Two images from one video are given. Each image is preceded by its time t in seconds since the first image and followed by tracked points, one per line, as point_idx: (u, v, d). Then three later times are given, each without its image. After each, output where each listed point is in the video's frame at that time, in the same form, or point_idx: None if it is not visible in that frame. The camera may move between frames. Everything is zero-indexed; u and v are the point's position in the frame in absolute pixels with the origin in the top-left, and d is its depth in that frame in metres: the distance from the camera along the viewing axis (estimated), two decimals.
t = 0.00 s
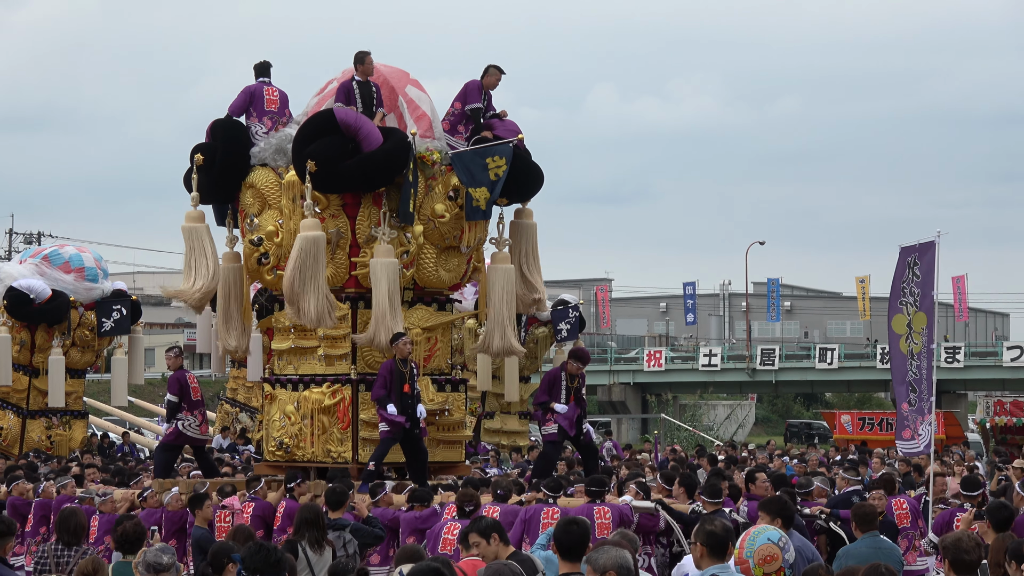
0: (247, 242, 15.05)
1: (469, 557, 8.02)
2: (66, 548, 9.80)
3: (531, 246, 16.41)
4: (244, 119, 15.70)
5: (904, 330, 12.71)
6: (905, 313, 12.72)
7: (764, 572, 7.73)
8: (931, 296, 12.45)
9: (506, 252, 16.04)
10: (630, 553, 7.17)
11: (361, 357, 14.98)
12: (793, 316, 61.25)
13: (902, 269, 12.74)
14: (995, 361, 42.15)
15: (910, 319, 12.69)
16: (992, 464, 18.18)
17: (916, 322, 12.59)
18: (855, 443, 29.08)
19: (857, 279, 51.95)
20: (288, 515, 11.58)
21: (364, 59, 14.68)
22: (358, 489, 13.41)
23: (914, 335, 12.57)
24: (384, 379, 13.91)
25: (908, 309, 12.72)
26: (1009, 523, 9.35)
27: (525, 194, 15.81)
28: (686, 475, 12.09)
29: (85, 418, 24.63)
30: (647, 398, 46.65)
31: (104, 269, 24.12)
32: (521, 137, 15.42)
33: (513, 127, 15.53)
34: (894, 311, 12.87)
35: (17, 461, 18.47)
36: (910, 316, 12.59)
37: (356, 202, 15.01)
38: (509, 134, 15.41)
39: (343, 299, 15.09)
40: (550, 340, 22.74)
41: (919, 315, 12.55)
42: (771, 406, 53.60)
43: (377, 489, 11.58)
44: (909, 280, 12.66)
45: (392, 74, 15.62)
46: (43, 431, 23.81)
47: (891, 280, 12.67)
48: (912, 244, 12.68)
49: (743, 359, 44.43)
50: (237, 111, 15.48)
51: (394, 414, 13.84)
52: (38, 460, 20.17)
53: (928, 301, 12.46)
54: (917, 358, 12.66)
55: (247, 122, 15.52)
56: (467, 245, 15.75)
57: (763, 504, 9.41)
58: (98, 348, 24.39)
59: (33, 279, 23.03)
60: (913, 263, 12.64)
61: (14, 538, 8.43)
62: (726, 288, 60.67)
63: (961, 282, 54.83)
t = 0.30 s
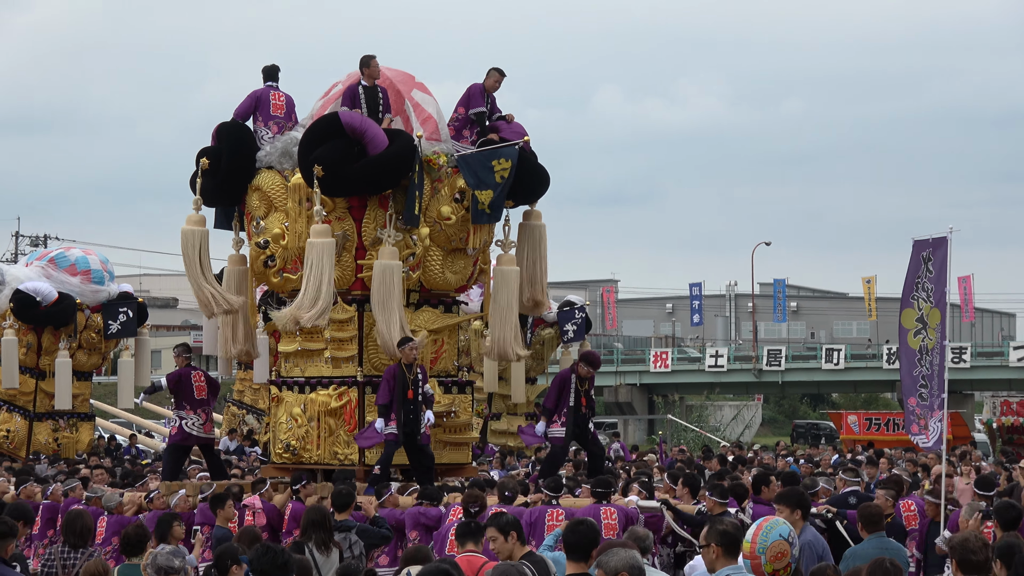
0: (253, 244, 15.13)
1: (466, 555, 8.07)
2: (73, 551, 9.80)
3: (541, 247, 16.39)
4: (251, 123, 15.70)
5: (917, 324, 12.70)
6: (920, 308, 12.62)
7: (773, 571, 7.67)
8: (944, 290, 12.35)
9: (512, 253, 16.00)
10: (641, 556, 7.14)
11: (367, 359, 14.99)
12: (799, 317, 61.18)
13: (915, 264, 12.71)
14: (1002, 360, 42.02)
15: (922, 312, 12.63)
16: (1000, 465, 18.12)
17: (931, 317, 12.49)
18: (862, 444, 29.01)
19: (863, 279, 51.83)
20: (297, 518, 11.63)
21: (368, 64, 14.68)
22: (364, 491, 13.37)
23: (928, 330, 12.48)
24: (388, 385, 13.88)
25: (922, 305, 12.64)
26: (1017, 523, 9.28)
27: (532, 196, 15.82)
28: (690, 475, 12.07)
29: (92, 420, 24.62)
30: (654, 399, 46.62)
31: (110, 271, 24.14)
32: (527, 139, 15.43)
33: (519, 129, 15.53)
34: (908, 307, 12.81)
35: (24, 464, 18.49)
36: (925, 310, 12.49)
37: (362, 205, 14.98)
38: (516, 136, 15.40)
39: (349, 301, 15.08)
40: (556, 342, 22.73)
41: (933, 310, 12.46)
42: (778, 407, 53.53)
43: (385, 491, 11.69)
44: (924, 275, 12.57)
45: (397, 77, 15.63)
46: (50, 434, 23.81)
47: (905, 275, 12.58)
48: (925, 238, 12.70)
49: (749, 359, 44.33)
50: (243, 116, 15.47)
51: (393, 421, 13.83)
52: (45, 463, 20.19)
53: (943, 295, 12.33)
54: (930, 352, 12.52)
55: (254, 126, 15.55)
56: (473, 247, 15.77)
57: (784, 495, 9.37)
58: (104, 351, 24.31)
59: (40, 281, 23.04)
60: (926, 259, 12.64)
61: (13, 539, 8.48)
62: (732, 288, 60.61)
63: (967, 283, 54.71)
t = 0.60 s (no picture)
0: (275, 247, 15.09)
1: (487, 556, 8.04)
2: (93, 551, 9.76)
3: (562, 250, 16.30)
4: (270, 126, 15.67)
5: (935, 325, 13.05)
6: (939, 309, 12.95)
7: (811, 562, 7.69)
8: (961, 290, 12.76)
9: (535, 256, 15.93)
10: (668, 558, 7.06)
11: (389, 363, 14.87)
12: (820, 318, 60.93)
13: (933, 265, 13.01)
14: None
15: (942, 314, 13.01)
16: None
17: (949, 318, 12.88)
18: (884, 445, 28.85)
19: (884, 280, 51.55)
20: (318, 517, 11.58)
21: (388, 68, 14.60)
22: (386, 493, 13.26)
23: (948, 330, 12.84)
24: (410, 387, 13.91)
25: (941, 306, 12.98)
26: None
27: (553, 199, 15.72)
28: (711, 476, 11.91)
29: (113, 420, 24.66)
30: (674, 400, 46.51)
31: (132, 272, 24.19)
32: (548, 142, 15.30)
33: (540, 133, 15.46)
34: (929, 309, 13.12)
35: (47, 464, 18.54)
36: (944, 312, 12.87)
37: (383, 207, 14.96)
38: (537, 139, 15.33)
39: (371, 304, 15.02)
40: (577, 343, 22.68)
41: (953, 311, 12.84)
42: (798, 408, 53.34)
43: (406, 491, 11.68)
44: (941, 276, 12.92)
45: (418, 81, 15.60)
46: (71, 434, 23.86)
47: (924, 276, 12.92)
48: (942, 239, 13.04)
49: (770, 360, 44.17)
50: (264, 119, 15.44)
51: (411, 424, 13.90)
52: (67, 463, 20.25)
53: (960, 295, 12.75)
54: (950, 354, 12.88)
55: (274, 130, 15.49)
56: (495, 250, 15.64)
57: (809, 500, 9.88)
58: (125, 352, 24.35)
59: (62, 282, 23.11)
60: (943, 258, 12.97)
61: (32, 540, 8.48)
62: (753, 289, 60.41)
63: (989, 284, 54.37)
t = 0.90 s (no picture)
0: (296, 249, 15.00)
1: (517, 553, 8.01)
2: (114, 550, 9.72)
3: (582, 252, 16.26)
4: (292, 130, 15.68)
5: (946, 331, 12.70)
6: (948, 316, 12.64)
7: (823, 558, 7.36)
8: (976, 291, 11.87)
9: (556, 259, 15.85)
10: (698, 561, 6.98)
11: (410, 363, 14.87)
12: (841, 318, 60.64)
13: (947, 267, 12.22)
14: None
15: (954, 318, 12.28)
16: None
17: (963, 319, 12.01)
18: (907, 447, 28.65)
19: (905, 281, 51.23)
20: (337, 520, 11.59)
21: (411, 69, 14.56)
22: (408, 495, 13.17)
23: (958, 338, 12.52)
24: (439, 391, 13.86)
25: (953, 308, 12.27)
26: None
27: (575, 201, 15.63)
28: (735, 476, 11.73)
29: (134, 420, 24.63)
30: (695, 400, 46.34)
31: (153, 272, 24.25)
32: (570, 144, 15.24)
33: (562, 135, 15.35)
34: (943, 311, 12.40)
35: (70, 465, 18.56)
36: (958, 313, 12.03)
37: (405, 209, 14.91)
38: (559, 141, 15.21)
39: (393, 306, 14.99)
40: (598, 344, 22.60)
41: (965, 314, 11.99)
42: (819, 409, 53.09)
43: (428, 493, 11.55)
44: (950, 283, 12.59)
45: (440, 83, 15.52)
46: (92, 434, 23.87)
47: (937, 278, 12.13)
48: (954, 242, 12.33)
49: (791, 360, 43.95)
50: (285, 123, 15.46)
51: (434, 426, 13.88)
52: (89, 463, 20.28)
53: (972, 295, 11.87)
54: (966, 357, 12.01)
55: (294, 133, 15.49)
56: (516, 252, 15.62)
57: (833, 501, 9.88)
58: (146, 351, 24.38)
59: (83, 283, 23.18)
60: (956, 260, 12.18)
61: (50, 539, 8.42)
62: (773, 290, 60.18)
63: (1011, 285, 53.99)
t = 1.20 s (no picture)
0: (307, 249, 15.03)
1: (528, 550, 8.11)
2: (126, 550, 9.68)
3: (593, 251, 16.18)
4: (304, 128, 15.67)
5: (945, 334, 12.09)
6: (949, 320, 12.01)
7: (822, 551, 7.10)
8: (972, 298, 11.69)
9: (568, 258, 15.84)
10: (706, 560, 6.92)
11: (422, 363, 14.83)
12: (852, 319, 60.47)
13: (941, 273, 12.07)
14: None
15: (952, 323, 12.03)
16: None
17: (959, 326, 11.89)
18: (920, 448, 28.53)
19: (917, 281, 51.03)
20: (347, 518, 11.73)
21: (425, 65, 14.56)
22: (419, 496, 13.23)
23: (955, 340, 11.94)
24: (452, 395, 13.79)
25: (951, 315, 12.05)
26: None
27: (585, 202, 15.62)
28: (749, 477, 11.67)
29: (146, 421, 24.69)
30: (707, 401, 46.23)
31: (165, 272, 24.26)
32: (581, 143, 15.21)
33: (572, 134, 15.32)
34: (941, 317, 12.16)
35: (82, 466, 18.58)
36: (953, 319, 11.90)
37: (416, 209, 14.87)
38: (570, 140, 15.20)
39: (404, 306, 14.96)
40: (610, 344, 22.57)
41: (960, 319, 11.89)
42: (831, 410, 53.01)
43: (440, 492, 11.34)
44: (949, 284, 12.02)
45: (450, 81, 15.48)
46: (104, 434, 23.90)
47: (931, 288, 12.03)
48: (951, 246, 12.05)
49: (803, 361, 43.83)
50: (297, 122, 15.43)
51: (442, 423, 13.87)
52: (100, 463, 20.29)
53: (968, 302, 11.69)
54: (962, 361, 11.93)
55: (307, 132, 15.49)
56: (528, 252, 15.58)
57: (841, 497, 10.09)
58: (159, 352, 24.39)
59: (95, 283, 23.20)
60: (950, 266, 11.97)
61: (58, 539, 8.45)
62: (785, 290, 60.05)
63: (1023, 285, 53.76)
